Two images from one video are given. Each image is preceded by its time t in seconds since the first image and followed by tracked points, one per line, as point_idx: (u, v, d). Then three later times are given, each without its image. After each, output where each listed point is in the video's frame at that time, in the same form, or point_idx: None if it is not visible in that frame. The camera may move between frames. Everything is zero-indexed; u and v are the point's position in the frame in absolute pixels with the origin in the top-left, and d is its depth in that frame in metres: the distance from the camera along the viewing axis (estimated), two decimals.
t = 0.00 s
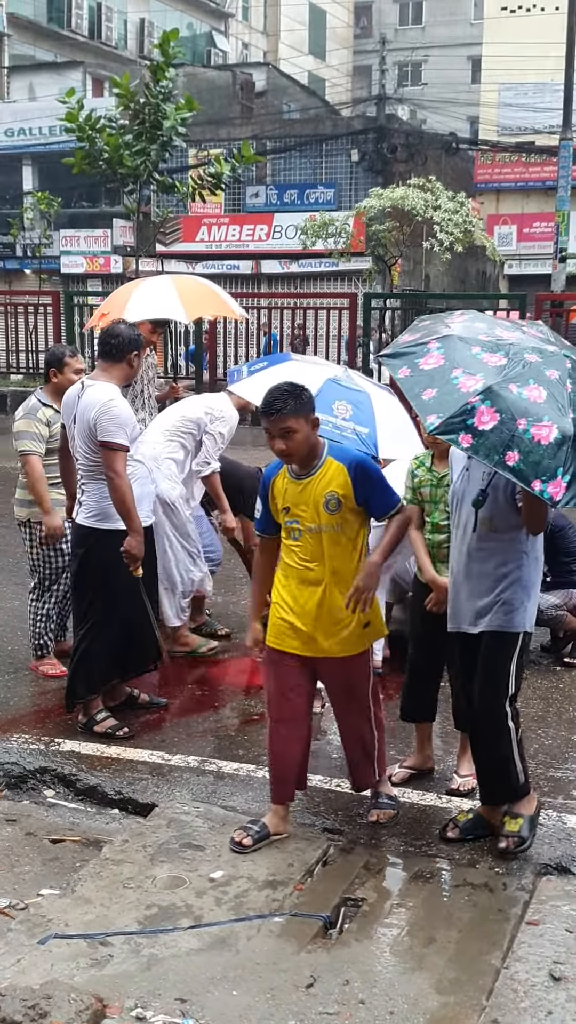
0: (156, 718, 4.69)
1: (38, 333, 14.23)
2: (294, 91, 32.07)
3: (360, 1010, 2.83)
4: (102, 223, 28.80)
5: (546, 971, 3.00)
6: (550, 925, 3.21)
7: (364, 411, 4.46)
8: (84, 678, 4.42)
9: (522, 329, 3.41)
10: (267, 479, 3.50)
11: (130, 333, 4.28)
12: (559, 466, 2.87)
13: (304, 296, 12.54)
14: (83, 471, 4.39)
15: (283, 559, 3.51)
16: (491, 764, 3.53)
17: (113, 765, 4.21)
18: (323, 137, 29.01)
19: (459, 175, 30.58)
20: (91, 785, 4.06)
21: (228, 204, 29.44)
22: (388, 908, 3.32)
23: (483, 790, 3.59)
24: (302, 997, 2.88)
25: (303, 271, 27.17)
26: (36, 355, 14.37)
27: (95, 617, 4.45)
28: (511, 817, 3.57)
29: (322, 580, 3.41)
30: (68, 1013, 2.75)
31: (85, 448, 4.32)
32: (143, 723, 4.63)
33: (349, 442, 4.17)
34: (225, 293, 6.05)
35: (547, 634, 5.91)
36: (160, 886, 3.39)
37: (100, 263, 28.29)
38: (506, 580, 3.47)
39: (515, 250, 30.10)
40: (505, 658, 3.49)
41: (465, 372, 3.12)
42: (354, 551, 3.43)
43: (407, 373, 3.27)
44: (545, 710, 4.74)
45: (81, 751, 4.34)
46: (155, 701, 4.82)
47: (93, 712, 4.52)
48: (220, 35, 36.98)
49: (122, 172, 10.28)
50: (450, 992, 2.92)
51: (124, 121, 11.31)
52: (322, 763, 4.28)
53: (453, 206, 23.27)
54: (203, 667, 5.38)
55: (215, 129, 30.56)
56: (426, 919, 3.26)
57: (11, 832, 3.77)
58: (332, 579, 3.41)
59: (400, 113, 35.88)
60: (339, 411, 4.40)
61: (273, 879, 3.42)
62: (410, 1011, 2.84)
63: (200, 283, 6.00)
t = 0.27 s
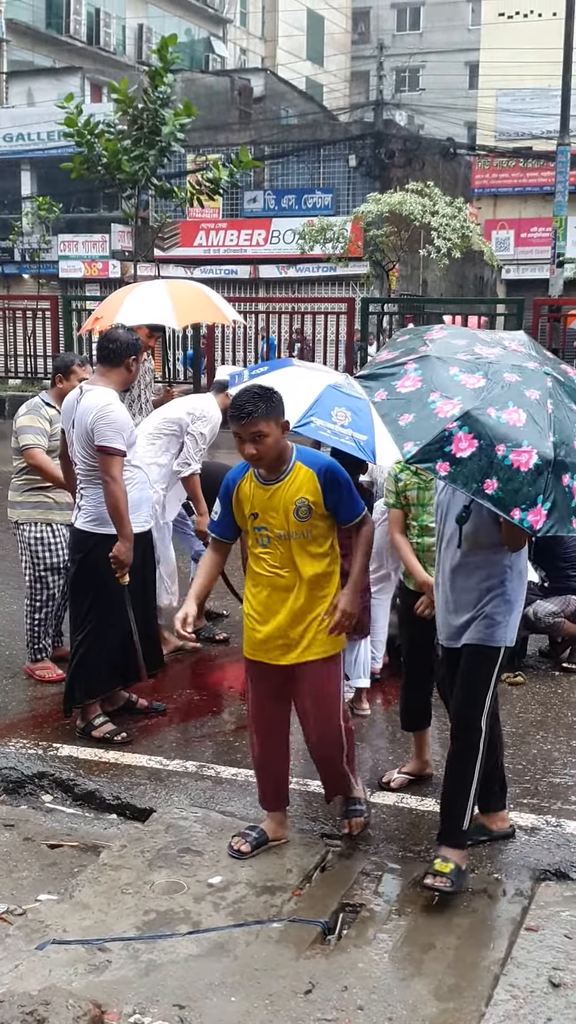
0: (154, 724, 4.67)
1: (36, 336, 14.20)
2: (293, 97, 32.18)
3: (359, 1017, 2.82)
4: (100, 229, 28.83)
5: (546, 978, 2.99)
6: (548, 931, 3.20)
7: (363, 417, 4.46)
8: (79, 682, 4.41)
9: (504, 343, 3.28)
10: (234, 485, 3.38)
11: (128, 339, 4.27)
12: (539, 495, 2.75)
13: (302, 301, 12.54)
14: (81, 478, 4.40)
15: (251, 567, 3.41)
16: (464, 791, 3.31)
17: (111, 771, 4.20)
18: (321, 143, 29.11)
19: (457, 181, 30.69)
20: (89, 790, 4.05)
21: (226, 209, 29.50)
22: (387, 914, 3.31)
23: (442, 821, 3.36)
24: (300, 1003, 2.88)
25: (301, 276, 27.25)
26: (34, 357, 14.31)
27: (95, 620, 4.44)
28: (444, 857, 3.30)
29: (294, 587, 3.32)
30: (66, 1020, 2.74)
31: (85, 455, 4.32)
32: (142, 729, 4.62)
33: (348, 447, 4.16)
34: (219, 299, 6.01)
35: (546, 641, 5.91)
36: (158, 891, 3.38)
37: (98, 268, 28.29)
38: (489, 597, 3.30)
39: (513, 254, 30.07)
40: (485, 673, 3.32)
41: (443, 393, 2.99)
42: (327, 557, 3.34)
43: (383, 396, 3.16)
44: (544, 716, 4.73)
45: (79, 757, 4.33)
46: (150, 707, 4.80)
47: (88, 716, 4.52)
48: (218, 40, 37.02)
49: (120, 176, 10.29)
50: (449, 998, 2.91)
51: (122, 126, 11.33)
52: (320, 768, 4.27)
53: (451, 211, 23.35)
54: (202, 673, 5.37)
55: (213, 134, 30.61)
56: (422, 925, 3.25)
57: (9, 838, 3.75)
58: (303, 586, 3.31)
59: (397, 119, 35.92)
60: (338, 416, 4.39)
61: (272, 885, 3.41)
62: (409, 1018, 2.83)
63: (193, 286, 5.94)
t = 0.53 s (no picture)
0: (153, 726, 4.67)
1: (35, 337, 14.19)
2: (291, 98, 32.15)
3: (359, 1017, 2.83)
4: (99, 229, 28.78)
5: (545, 978, 2.99)
6: (548, 931, 3.21)
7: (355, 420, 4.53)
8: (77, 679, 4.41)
9: (475, 357, 3.16)
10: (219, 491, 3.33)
11: (128, 339, 4.27)
12: (509, 522, 2.65)
13: (302, 303, 12.53)
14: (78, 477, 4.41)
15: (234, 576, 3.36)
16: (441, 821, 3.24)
17: (110, 771, 4.21)
18: (320, 144, 29.13)
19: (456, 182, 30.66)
20: (88, 791, 4.05)
21: (225, 210, 29.51)
22: (387, 915, 3.31)
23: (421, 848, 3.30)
24: (300, 1003, 2.88)
25: (300, 277, 27.26)
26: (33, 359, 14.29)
27: (96, 619, 4.45)
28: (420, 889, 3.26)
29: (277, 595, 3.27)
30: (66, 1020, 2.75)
31: (83, 455, 4.33)
32: (141, 729, 4.62)
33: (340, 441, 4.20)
34: (215, 297, 6.00)
35: (545, 642, 5.88)
36: (157, 892, 3.39)
37: (97, 269, 28.19)
38: (464, 616, 3.26)
39: (512, 255, 29.87)
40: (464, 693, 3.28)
41: (411, 414, 2.87)
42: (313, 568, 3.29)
43: (349, 414, 3.02)
44: (545, 718, 4.72)
45: (79, 757, 4.33)
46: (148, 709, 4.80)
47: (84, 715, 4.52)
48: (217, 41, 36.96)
49: (119, 178, 10.27)
50: (449, 998, 2.91)
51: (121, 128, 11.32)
52: (320, 768, 4.26)
53: (450, 212, 23.28)
54: (201, 674, 5.37)
55: (212, 135, 30.56)
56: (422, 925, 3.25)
57: (9, 838, 3.76)
58: (288, 596, 3.26)
59: (396, 120, 35.88)
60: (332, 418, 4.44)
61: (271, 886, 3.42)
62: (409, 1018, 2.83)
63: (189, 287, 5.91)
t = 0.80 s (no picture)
0: (155, 726, 4.67)
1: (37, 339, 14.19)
2: (293, 98, 32.10)
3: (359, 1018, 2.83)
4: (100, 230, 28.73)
5: (546, 979, 3.00)
6: (549, 932, 3.21)
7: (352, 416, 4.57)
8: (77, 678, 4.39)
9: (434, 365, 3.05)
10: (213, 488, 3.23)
11: (131, 341, 4.28)
12: (483, 517, 2.50)
13: (303, 304, 12.53)
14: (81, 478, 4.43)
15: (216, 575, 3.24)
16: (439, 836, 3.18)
17: (112, 772, 4.21)
18: (321, 145, 29.07)
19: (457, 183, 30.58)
20: (90, 791, 4.06)
21: (227, 211, 29.47)
22: (388, 916, 3.31)
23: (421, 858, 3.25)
24: (301, 1004, 2.88)
25: (302, 279, 27.03)
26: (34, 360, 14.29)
27: (95, 621, 4.43)
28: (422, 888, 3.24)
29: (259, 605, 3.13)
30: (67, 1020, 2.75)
31: (84, 455, 4.33)
32: (142, 730, 4.62)
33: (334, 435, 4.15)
34: (215, 299, 5.97)
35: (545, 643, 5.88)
36: (159, 893, 3.39)
37: (98, 270, 28.13)
38: (447, 631, 3.12)
39: (514, 256, 29.32)
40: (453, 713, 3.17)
41: (372, 416, 2.73)
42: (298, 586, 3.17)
43: (308, 421, 2.85)
44: (544, 718, 4.72)
45: (79, 758, 4.33)
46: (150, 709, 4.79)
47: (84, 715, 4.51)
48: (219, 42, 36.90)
49: (120, 179, 10.27)
50: (449, 1000, 2.91)
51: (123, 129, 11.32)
52: (320, 770, 4.26)
53: (451, 214, 23.08)
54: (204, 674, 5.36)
55: (213, 136, 30.54)
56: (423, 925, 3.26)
57: (10, 839, 3.76)
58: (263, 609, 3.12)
59: (398, 121, 35.86)
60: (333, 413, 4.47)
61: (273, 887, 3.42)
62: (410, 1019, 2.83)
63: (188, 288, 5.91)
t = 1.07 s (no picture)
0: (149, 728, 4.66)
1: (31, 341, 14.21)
2: (287, 101, 32.17)
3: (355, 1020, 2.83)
4: (94, 233, 28.74)
5: (541, 980, 3.00)
6: (544, 933, 3.21)
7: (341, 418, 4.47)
8: (71, 679, 4.38)
9: (391, 377, 2.90)
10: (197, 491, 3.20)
11: (124, 343, 4.27)
12: (445, 538, 2.37)
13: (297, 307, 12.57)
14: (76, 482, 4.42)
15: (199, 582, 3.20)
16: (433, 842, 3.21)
17: (106, 774, 4.21)
18: (316, 148, 28.92)
19: (451, 186, 30.66)
20: (84, 794, 4.06)
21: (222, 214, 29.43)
22: (383, 918, 3.31)
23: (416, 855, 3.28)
24: (296, 1006, 2.88)
25: (297, 282, 27.19)
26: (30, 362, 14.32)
27: (89, 626, 4.43)
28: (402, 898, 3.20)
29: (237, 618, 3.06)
30: None
31: (78, 458, 4.33)
32: (136, 733, 4.62)
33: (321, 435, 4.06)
34: (207, 301, 5.96)
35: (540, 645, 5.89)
36: (153, 897, 3.39)
37: (93, 273, 28.12)
38: (420, 645, 3.04)
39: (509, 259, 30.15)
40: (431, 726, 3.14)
41: (329, 435, 2.59)
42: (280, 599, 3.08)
43: (263, 443, 2.68)
44: (539, 720, 4.73)
45: (73, 761, 4.33)
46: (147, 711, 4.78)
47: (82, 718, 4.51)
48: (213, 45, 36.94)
49: (115, 181, 10.28)
50: (444, 1002, 2.91)
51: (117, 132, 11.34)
52: (316, 771, 4.26)
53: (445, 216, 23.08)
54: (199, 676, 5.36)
55: (208, 139, 30.58)
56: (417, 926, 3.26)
57: (4, 842, 3.76)
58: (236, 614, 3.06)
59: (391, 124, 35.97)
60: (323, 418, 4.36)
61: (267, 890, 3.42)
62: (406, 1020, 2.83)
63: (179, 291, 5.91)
